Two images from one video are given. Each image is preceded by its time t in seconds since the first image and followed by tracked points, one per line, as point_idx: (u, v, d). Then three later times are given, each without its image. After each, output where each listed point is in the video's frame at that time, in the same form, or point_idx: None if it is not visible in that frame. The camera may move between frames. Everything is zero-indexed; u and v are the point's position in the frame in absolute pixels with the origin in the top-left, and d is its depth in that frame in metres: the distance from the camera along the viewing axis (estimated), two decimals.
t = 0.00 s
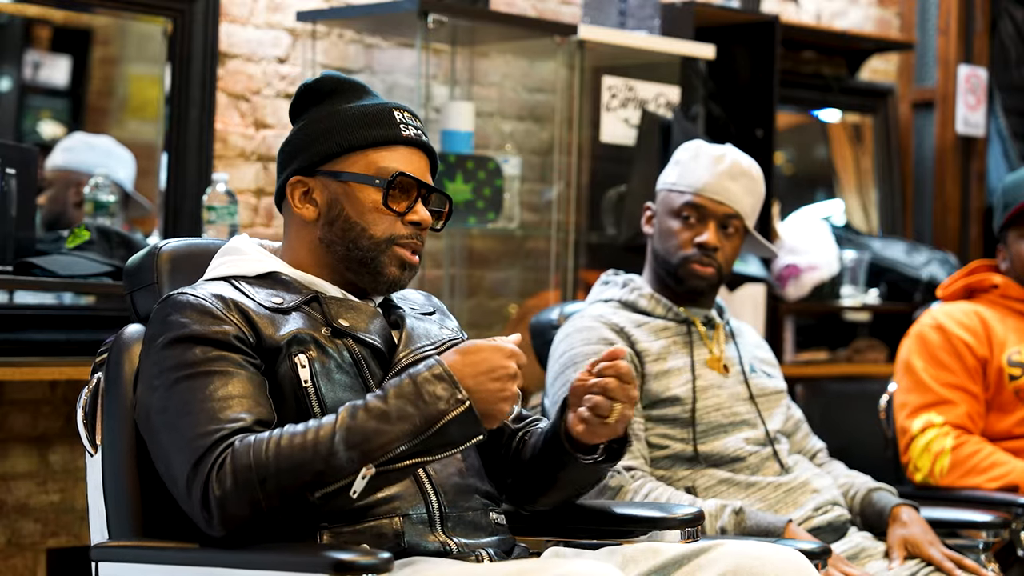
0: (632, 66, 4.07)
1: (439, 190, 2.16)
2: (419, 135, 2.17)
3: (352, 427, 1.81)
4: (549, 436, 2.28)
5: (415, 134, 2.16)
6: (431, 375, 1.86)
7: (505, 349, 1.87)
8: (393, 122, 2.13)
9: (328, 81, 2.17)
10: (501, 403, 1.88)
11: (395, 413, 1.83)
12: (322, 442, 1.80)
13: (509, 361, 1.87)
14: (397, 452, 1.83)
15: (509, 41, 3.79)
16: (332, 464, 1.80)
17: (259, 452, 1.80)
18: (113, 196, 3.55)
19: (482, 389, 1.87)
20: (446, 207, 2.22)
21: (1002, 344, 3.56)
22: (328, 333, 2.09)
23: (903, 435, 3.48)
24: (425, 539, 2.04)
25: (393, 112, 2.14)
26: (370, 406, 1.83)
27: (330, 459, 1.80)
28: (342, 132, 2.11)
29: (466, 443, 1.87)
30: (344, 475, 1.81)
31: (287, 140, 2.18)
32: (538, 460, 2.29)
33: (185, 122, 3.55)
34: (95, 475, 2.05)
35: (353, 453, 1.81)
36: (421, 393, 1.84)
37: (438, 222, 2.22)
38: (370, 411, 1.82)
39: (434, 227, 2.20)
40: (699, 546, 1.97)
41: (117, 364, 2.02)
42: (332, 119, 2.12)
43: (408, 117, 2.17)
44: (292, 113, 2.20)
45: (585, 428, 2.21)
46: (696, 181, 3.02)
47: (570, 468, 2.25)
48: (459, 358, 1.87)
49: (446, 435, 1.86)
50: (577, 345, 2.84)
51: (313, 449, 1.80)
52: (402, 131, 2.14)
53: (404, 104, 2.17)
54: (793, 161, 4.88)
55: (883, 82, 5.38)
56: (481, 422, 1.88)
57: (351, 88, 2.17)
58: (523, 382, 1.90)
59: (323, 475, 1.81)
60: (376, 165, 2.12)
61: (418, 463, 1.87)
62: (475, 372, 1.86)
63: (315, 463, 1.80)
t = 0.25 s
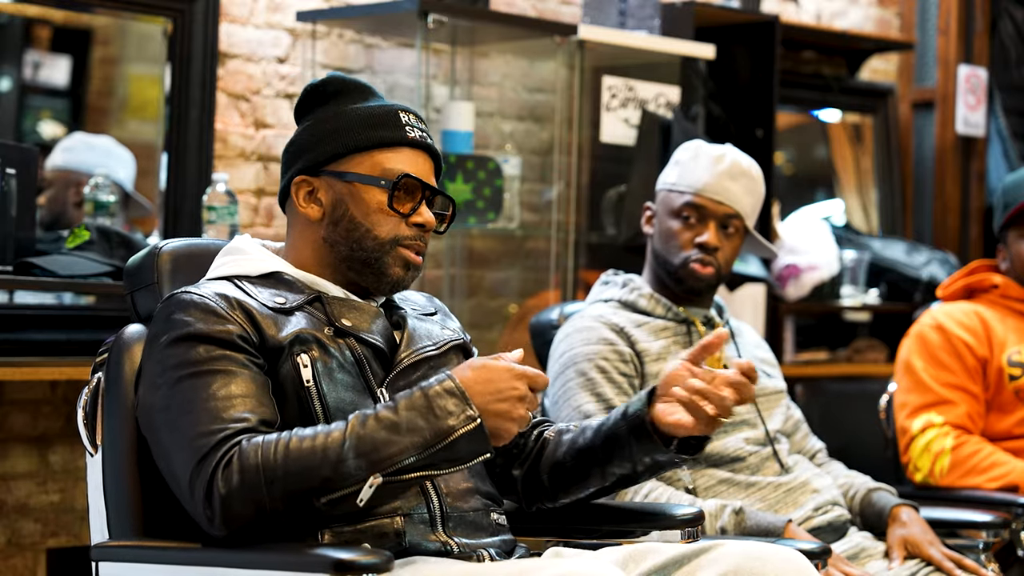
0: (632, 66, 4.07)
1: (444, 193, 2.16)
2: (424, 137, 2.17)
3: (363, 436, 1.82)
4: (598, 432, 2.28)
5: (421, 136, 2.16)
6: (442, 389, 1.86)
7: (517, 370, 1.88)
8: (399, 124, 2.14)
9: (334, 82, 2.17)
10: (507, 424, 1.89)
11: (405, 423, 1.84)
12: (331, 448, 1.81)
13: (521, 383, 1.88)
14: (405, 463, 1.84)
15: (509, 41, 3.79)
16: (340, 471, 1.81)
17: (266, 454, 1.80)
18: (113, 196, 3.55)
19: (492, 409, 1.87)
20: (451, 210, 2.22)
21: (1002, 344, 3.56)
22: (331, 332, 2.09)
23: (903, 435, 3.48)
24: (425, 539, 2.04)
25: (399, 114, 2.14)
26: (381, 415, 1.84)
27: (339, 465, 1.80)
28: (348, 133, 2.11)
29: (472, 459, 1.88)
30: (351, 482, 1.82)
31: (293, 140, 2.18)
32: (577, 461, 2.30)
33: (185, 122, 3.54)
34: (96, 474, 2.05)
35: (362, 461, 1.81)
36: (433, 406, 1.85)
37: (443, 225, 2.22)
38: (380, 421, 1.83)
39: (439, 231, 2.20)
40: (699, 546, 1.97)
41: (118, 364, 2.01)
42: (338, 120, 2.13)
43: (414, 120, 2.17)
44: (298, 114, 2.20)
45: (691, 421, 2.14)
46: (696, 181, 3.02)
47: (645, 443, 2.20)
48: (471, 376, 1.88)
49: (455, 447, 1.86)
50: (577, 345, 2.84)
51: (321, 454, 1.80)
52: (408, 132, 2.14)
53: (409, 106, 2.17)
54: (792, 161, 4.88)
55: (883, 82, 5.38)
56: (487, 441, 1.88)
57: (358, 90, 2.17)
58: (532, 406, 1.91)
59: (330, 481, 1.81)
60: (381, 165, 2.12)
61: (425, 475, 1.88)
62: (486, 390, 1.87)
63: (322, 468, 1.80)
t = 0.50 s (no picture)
0: (632, 66, 4.07)
1: (444, 198, 2.14)
2: (431, 143, 2.16)
3: (367, 441, 1.82)
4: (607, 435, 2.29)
5: (427, 140, 2.15)
6: (448, 397, 1.86)
7: (524, 380, 1.89)
8: (404, 126, 2.14)
9: (352, 86, 2.20)
10: (513, 436, 1.89)
11: (410, 429, 1.84)
12: (334, 452, 1.81)
13: (526, 393, 1.89)
14: (408, 469, 1.84)
15: (510, 41, 3.79)
16: (343, 475, 1.81)
17: (269, 456, 1.80)
18: (113, 196, 3.55)
19: (497, 419, 1.88)
20: (456, 219, 2.19)
21: (1002, 344, 3.56)
22: (332, 333, 2.09)
23: (903, 435, 3.48)
24: (426, 539, 2.04)
25: (408, 117, 2.14)
26: (385, 421, 1.84)
27: (342, 469, 1.80)
28: (353, 132, 2.12)
29: (476, 469, 1.88)
30: (353, 487, 1.81)
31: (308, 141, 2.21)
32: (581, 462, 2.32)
33: (185, 122, 3.54)
34: (96, 474, 2.05)
35: (365, 466, 1.81)
36: (439, 414, 1.85)
37: (447, 234, 2.19)
38: (385, 427, 1.83)
39: (440, 238, 2.18)
40: (700, 546, 1.97)
41: (118, 364, 2.01)
42: (346, 120, 2.14)
43: (425, 126, 2.17)
44: (320, 116, 2.24)
45: (706, 426, 2.14)
46: (696, 181, 3.02)
47: (654, 448, 2.22)
48: (477, 387, 1.88)
49: (459, 455, 1.86)
50: (577, 345, 2.84)
51: (324, 458, 1.80)
52: (413, 135, 2.14)
53: (420, 111, 2.17)
54: (792, 161, 4.88)
55: (883, 82, 5.38)
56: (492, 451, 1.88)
57: (374, 94, 2.19)
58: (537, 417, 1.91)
59: (332, 484, 1.81)
60: (379, 165, 2.12)
61: (428, 483, 1.88)
62: (491, 400, 1.88)
63: (326, 472, 1.80)
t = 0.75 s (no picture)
0: (632, 66, 4.07)
1: (433, 199, 2.13)
2: (432, 146, 2.15)
3: (369, 446, 1.82)
4: (556, 451, 2.29)
5: (428, 143, 2.15)
6: (450, 404, 1.87)
7: (528, 386, 1.90)
8: (403, 127, 2.14)
9: (367, 91, 2.23)
10: (517, 442, 1.89)
11: (412, 435, 1.84)
12: (336, 456, 1.81)
13: (529, 400, 1.90)
14: (409, 476, 1.84)
15: (510, 41, 3.79)
16: (345, 479, 1.81)
17: (270, 457, 1.80)
18: (113, 196, 3.55)
19: (500, 425, 1.88)
20: (451, 223, 2.18)
21: (1002, 344, 3.56)
22: (331, 333, 2.09)
23: (903, 435, 3.48)
24: (426, 539, 2.04)
25: (410, 120, 2.15)
26: (388, 427, 1.84)
27: (344, 473, 1.80)
28: (351, 131, 2.14)
29: (478, 478, 1.88)
30: (354, 490, 1.82)
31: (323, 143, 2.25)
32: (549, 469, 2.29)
33: (185, 122, 3.55)
34: (95, 474, 2.05)
35: (367, 470, 1.81)
36: (441, 421, 1.85)
37: (440, 238, 2.17)
38: (387, 432, 1.83)
39: (432, 241, 2.17)
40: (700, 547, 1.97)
41: (118, 364, 2.01)
42: (350, 120, 2.16)
43: (428, 129, 2.16)
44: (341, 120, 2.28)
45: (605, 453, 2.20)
46: (698, 181, 3.02)
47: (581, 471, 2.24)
48: (480, 394, 1.89)
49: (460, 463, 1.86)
50: (577, 345, 2.84)
51: (325, 461, 1.80)
52: (410, 136, 2.13)
53: (426, 115, 2.17)
54: (792, 161, 4.88)
55: (883, 82, 5.38)
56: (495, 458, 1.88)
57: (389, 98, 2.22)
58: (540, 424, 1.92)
59: (333, 487, 1.81)
60: (371, 164, 2.12)
61: (427, 492, 1.88)
62: (494, 406, 1.88)
63: (327, 475, 1.80)
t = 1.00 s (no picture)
0: (632, 66, 4.07)
1: (428, 191, 2.13)
2: (422, 139, 2.16)
3: (367, 445, 1.82)
4: (562, 447, 2.29)
5: (417, 136, 2.15)
6: (447, 401, 1.87)
7: (526, 383, 1.90)
8: (392, 121, 2.14)
9: (350, 88, 2.22)
10: (515, 438, 1.89)
11: (411, 434, 1.84)
12: (335, 455, 1.81)
13: (527, 396, 1.89)
14: (407, 475, 1.84)
15: (510, 41, 3.79)
16: (344, 478, 1.80)
17: (269, 457, 1.80)
18: (113, 196, 3.55)
19: (498, 422, 1.88)
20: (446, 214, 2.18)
21: (1002, 344, 3.56)
22: (330, 333, 2.09)
23: (903, 435, 3.48)
24: (425, 539, 2.04)
25: (397, 113, 2.15)
26: (386, 424, 1.84)
27: (342, 473, 1.80)
28: (340, 129, 2.14)
29: (477, 474, 1.88)
30: (353, 490, 1.81)
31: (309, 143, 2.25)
32: (550, 469, 2.29)
33: (185, 122, 3.55)
34: (95, 474, 2.05)
35: (366, 469, 1.81)
36: (439, 419, 1.86)
37: (435, 230, 2.18)
38: (386, 431, 1.84)
39: (428, 232, 2.17)
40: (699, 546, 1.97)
41: (117, 365, 2.02)
42: (337, 117, 2.16)
43: (416, 122, 2.17)
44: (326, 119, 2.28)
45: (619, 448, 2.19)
46: (698, 181, 3.02)
47: (592, 467, 2.23)
48: (477, 390, 1.89)
49: (459, 460, 1.86)
50: (577, 345, 2.84)
51: (324, 461, 1.80)
52: (400, 130, 2.14)
53: (414, 109, 2.17)
54: (792, 161, 4.88)
55: (883, 82, 5.37)
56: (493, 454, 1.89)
57: (370, 93, 2.21)
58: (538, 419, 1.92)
59: (332, 487, 1.81)
60: (364, 160, 2.12)
61: (426, 488, 1.88)
62: (492, 403, 1.88)
63: (326, 475, 1.80)
